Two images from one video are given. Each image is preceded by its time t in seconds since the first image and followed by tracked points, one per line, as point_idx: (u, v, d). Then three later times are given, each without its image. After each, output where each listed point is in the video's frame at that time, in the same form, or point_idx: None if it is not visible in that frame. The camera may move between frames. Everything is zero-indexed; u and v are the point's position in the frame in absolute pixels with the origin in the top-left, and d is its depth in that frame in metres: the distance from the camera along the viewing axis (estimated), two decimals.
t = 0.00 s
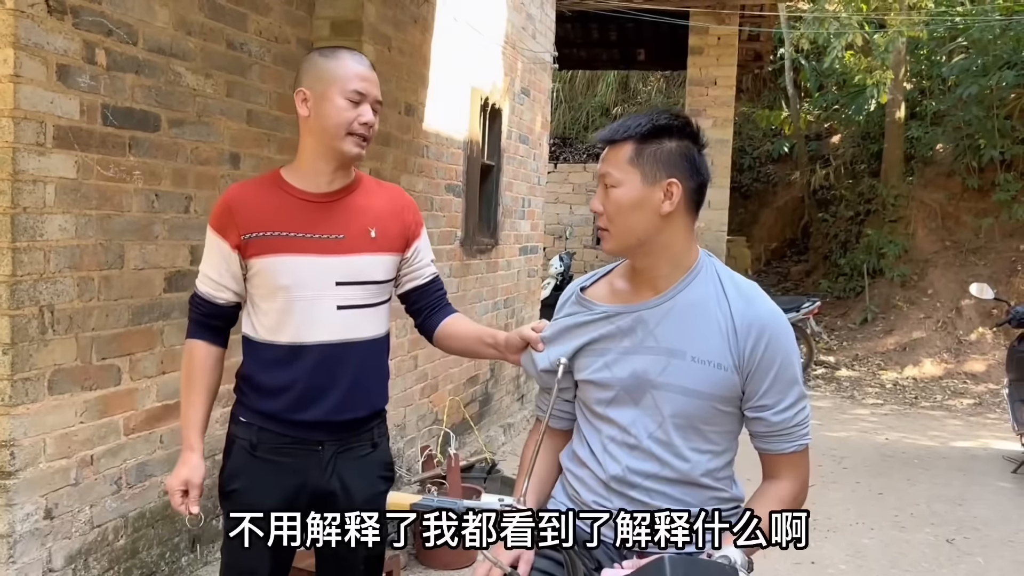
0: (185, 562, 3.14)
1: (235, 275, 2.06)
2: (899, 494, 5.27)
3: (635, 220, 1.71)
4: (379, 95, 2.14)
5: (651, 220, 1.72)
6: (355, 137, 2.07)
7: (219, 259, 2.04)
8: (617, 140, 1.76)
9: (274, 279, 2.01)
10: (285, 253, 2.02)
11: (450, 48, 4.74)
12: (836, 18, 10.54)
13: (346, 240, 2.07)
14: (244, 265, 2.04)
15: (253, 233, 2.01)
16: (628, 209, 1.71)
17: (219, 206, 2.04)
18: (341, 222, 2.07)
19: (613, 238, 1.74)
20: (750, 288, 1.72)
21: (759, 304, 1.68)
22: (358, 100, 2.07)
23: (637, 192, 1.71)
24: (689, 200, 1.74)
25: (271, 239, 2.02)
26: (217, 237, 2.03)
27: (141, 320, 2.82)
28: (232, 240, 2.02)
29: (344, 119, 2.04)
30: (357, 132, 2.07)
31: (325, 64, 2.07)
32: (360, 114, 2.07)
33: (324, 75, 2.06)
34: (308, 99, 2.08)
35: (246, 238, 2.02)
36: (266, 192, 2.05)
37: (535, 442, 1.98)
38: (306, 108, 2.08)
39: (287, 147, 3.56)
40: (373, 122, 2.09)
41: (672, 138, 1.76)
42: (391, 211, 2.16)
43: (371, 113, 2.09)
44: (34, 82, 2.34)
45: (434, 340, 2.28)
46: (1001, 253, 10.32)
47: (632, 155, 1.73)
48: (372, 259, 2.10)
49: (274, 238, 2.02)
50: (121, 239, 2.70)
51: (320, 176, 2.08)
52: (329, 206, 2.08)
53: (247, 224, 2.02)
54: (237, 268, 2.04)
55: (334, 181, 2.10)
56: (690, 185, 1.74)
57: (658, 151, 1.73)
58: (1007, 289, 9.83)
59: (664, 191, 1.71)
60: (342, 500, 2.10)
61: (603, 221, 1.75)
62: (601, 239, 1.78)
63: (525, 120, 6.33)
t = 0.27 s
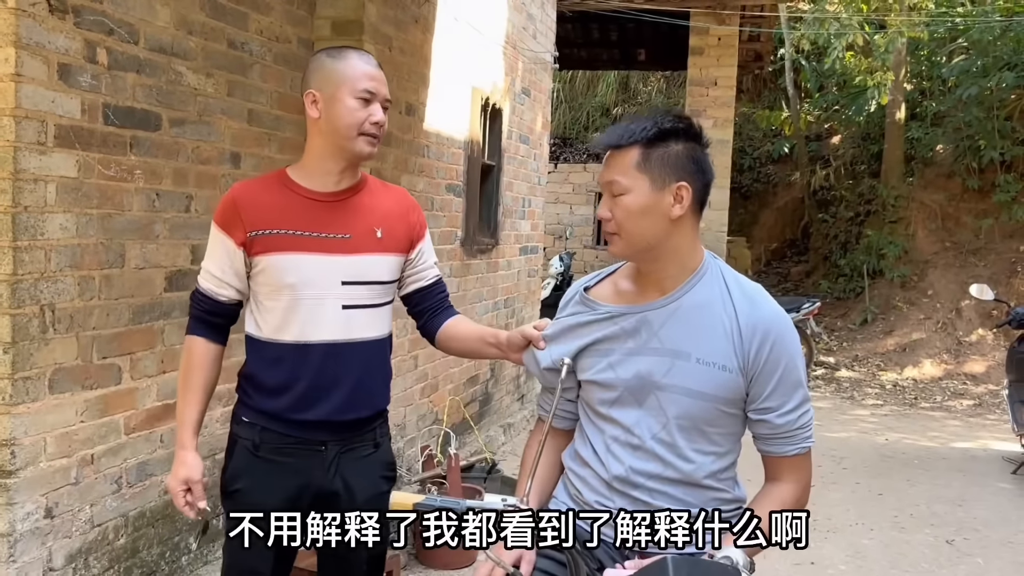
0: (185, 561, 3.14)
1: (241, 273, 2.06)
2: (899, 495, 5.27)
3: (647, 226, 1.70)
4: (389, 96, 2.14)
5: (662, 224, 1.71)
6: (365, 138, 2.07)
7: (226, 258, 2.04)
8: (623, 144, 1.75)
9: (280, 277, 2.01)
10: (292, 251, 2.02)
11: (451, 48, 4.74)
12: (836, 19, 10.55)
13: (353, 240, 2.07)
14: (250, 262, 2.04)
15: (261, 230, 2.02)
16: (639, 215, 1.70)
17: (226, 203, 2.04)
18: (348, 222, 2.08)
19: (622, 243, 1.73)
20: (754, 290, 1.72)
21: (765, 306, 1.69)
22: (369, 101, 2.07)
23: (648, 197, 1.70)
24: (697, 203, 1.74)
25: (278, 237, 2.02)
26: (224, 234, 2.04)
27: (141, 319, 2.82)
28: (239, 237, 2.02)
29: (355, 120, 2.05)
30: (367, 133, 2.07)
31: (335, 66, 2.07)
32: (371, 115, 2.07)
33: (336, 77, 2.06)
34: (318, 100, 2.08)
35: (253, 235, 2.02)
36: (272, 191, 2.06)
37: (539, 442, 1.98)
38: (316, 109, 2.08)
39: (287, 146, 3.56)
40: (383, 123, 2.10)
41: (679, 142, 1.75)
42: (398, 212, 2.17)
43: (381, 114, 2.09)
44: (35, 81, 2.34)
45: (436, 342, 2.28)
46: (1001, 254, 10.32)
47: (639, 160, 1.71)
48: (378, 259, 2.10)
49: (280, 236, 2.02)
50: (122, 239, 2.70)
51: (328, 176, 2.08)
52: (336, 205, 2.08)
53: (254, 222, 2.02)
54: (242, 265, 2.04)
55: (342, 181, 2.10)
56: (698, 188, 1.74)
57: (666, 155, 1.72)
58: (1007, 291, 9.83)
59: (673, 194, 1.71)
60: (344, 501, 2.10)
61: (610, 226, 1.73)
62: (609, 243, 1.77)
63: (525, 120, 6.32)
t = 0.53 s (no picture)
0: (185, 560, 3.14)
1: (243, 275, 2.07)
2: (898, 496, 5.28)
3: (678, 234, 1.69)
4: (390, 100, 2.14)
5: (687, 230, 1.71)
6: (362, 143, 2.07)
7: (226, 258, 2.05)
8: (647, 152, 1.67)
9: (281, 277, 2.02)
10: (293, 252, 2.02)
11: (451, 48, 4.74)
12: (836, 19, 10.55)
13: (354, 241, 2.08)
14: (250, 262, 2.05)
15: (261, 231, 2.02)
16: (674, 224, 1.67)
17: (228, 203, 2.04)
18: (349, 222, 2.08)
19: (654, 255, 1.68)
20: (755, 291, 1.73)
21: (765, 306, 1.69)
22: (366, 106, 2.06)
23: (681, 208, 1.67)
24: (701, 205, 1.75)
25: (279, 238, 2.02)
26: (225, 235, 2.04)
27: (142, 318, 2.82)
28: (240, 239, 2.03)
29: (351, 126, 2.05)
30: (364, 138, 2.07)
31: (333, 69, 2.07)
32: (368, 120, 2.07)
33: (334, 81, 2.06)
34: (316, 103, 2.08)
35: (253, 236, 2.03)
36: (273, 192, 2.06)
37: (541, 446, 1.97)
38: (315, 113, 2.09)
39: (288, 146, 3.56)
40: (381, 127, 2.09)
41: (699, 146, 1.72)
42: (399, 212, 2.17)
43: (379, 119, 2.09)
44: (37, 81, 2.35)
45: (437, 342, 2.29)
46: (1000, 255, 10.32)
47: (670, 169, 1.66)
48: (379, 260, 2.10)
49: (281, 237, 2.02)
50: (123, 238, 2.71)
51: (328, 179, 2.09)
52: (338, 206, 2.08)
53: (255, 222, 2.02)
54: (242, 265, 2.05)
55: (342, 183, 2.10)
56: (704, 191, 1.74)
57: (690, 160, 1.70)
58: (1007, 292, 9.84)
59: (700, 198, 1.71)
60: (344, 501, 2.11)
61: (642, 238, 1.67)
62: (631, 256, 1.71)
63: (526, 120, 6.32)
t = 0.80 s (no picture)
0: (185, 559, 3.15)
1: (244, 274, 2.09)
2: (897, 496, 5.28)
3: (652, 222, 1.71)
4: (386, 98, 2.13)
5: (667, 224, 1.72)
6: (357, 141, 2.07)
7: (224, 255, 2.07)
8: (640, 138, 1.75)
9: (277, 274, 2.02)
10: (290, 249, 2.03)
11: (452, 48, 4.75)
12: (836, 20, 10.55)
13: (352, 238, 2.08)
14: (248, 259, 2.06)
15: (259, 228, 2.03)
16: (644, 210, 1.71)
17: (227, 201, 2.06)
18: (348, 220, 2.08)
19: (626, 236, 1.74)
20: (760, 296, 1.73)
21: (770, 312, 1.70)
22: (360, 104, 2.06)
23: (657, 194, 1.71)
24: (705, 207, 1.74)
25: (276, 235, 2.03)
26: (225, 233, 2.06)
27: (143, 317, 2.82)
28: (239, 236, 2.05)
29: (345, 125, 2.05)
30: (359, 136, 2.07)
31: (327, 68, 2.08)
32: (362, 118, 2.06)
33: (328, 79, 2.06)
34: (311, 102, 2.09)
35: (252, 233, 2.04)
36: (272, 190, 2.07)
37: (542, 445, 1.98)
38: (310, 112, 2.10)
39: (289, 146, 3.57)
40: (376, 125, 2.09)
41: (699, 144, 1.75)
42: (398, 208, 2.17)
43: (373, 117, 2.09)
44: (38, 80, 2.35)
45: (440, 338, 2.29)
46: (1000, 256, 10.33)
47: (655, 157, 1.72)
48: (377, 257, 2.10)
49: (280, 235, 2.03)
50: (124, 237, 2.71)
51: (326, 178, 2.09)
52: (335, 203, 2.09)
53: (254, 220, 2.04)
54: (241, 262, 2.07)
55: (339, 182, 2.10)
56: (709, 195, 1.74)
57: (683, 156, 1.73)
58: (1006, 293, 9.84)
59: (682, 196, 1.71)
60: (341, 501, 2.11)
61: (617, 216, 1.75)
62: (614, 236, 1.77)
63: (526, 120, 6.33)
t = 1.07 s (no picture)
0: (186, 557, 3.15)
1: (243, 274, 2.09)
2: (897, 497, 5.29)
3: (650, 213, 1.74)
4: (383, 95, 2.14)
5: (665, 216, 1.74)
6: (354, 141, 2.07)
7: (224, 254, 2.08)
8: (648, 130, 1.79)
9: (276, 273, 2.03)
10: (289, 249, 2.04)
11: (452, 48, 4.76)
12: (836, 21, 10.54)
13: (351, 237, 2.08)
14: (247, 258, 2.07)
15: (258, 227, 2.04)
16: (642, 201, 1.74)
17: (227, 201, 2.07)
18: (347, 219, 2.09)
19: (624, 226, 1.77)
20: (760, 292, 1.74)
21: (770, 307, 1.70)
22: (355, 103, 2.07)
23: (656, 185, 1.74)
24: (702, 203, 1.75)
25: (274, 234, 2.04)
26: (224, 232, 2.07)
27: (144, 316, 2.83)
28: (238, 235, 2.05)
29: (342, 124, 2.05)
30: (356, 135, 2.07)
31: (323, 68, 2.09)
32: (358, 117, 2.07)
33: (324, 79, 2.07)
34: (309, 103, 2.10)
35: (251, 232, 2.05)
36: (271, 189, 2.08)
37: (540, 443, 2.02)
38: (308, 112, 2.11)
39: (290, 145, 3.58)
40: (373, 124, 2.09)
41: (702, 137, 1.76)
42: (397, 207, 2.18)
43: (370, 115, 2.09)
44: (40, 79, 2.36)
45: (439, 338, 2.30)
46: (999, 257, 10.34)
47: (658, 148, 1.75)
48: (375, 256, 2.11)
49: (279, 234, 2.04)
50: (125, 236, 2.72)
51: (325, 177, 2.10)
52: (333, 203, 2.09)
53: (253, 219, 2.04)
54: (240, 261, 2.07)
55: (338, 181, 2.11)
56: (709, 190, 1.75)
57: (686, 150, 1.75)
58: (1005, 294, 9.84)
59: (681, 189, 1.73)
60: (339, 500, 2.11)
61: (616, 206, 1.78)
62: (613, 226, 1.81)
63: (526, 121, 6.34)
